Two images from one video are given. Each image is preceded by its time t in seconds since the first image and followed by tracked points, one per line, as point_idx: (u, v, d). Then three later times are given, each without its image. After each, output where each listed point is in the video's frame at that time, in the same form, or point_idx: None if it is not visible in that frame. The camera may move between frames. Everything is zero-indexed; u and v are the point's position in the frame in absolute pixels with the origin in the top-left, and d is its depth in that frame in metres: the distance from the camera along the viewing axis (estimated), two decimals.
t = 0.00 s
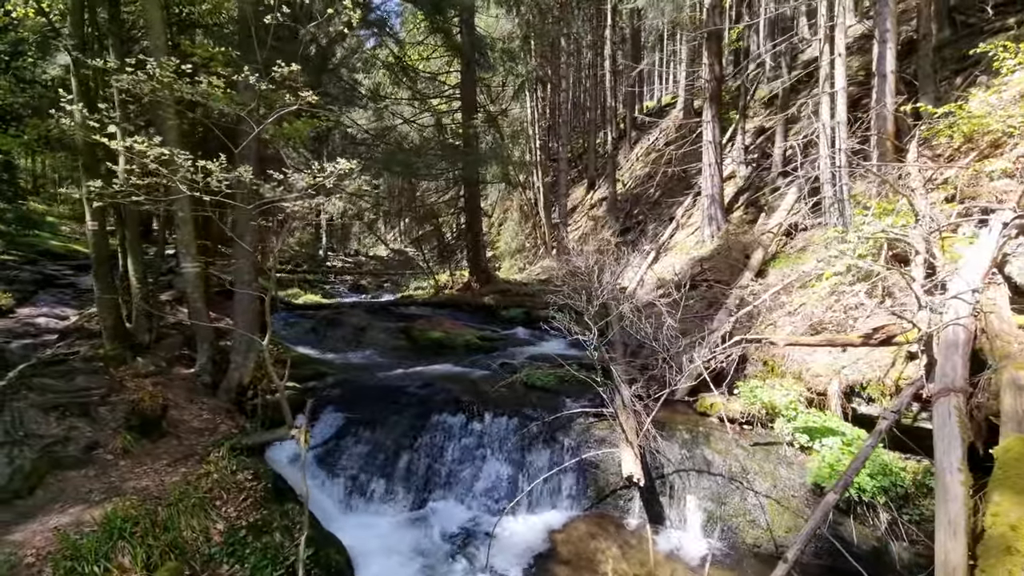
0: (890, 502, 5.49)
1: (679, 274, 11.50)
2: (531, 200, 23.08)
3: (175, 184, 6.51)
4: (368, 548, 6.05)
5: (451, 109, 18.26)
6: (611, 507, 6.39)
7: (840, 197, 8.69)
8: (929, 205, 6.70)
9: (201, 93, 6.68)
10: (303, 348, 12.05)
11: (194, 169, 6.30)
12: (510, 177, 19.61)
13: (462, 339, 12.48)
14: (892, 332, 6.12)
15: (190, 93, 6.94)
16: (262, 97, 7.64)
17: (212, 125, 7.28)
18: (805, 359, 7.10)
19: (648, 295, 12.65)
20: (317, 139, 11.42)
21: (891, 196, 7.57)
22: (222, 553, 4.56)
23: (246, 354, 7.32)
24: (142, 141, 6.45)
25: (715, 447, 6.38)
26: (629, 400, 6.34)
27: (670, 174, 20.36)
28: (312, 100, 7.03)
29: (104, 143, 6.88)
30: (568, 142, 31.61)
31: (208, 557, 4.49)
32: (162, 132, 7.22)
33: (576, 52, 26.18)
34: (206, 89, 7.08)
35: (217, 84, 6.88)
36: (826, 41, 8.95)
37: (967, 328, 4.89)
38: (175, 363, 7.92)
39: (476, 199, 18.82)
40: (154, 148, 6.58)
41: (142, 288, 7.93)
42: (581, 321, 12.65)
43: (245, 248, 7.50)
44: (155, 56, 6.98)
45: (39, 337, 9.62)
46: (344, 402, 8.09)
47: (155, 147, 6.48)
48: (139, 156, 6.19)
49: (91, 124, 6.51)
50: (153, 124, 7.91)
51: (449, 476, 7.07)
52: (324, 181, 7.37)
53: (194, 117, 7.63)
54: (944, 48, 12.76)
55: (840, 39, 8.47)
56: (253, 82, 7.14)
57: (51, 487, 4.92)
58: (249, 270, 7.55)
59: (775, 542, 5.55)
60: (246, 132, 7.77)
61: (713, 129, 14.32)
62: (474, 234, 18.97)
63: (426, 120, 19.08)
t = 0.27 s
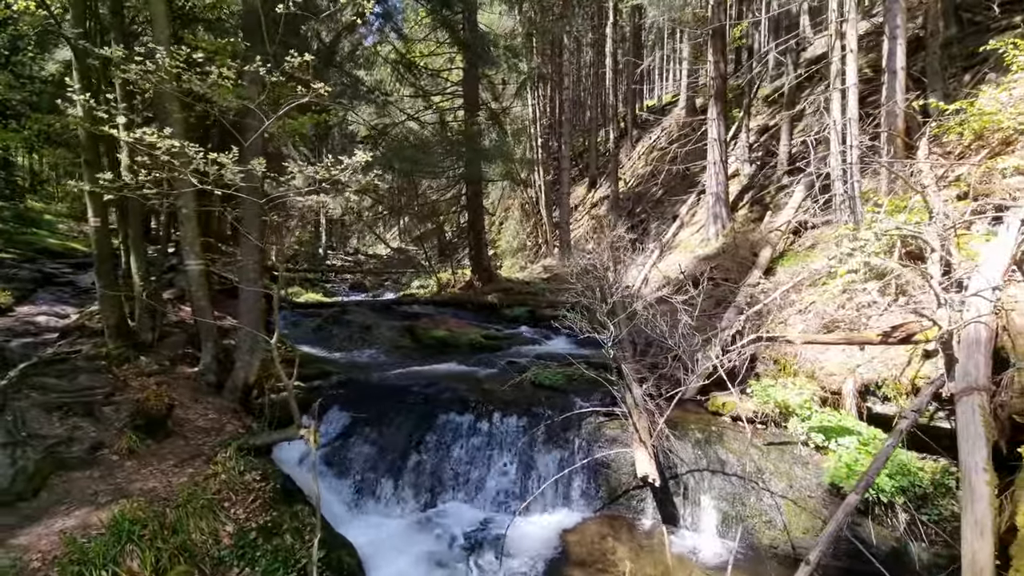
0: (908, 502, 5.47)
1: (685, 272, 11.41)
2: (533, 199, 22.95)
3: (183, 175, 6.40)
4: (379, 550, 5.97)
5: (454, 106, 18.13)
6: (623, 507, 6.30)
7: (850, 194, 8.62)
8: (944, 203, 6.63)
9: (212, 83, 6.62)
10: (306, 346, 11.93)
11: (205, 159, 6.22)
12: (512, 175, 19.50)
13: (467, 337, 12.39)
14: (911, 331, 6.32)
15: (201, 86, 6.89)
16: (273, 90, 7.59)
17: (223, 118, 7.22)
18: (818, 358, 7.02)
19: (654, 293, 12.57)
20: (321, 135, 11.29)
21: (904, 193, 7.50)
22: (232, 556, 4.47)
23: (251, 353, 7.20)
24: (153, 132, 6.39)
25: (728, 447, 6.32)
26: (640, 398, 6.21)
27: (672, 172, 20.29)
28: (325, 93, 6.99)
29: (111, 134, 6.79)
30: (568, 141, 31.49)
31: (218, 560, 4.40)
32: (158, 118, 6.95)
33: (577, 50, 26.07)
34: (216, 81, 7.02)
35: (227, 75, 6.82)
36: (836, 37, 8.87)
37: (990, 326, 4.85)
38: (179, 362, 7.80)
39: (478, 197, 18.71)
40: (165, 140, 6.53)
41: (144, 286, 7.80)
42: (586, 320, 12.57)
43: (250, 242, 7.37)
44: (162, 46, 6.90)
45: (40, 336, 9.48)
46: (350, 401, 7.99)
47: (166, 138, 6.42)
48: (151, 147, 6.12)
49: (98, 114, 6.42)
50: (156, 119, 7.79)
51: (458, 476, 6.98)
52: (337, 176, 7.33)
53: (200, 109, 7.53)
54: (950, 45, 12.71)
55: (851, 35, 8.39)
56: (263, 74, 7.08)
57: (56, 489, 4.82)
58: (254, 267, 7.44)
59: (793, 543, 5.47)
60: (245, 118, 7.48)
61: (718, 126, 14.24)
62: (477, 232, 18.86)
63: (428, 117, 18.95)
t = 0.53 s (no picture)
0: (928, 505, 5.42)
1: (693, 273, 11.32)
2: (535, 199, 22.84)
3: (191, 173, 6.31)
4: (389, 557, 5.86)
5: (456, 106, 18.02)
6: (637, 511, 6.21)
7: (861, 194, 8.54)
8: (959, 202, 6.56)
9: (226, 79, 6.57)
10: (309, 348, 11.81)
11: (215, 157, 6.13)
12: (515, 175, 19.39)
13: (471, 338, 12.27)
14: (931, 332, 5.95)
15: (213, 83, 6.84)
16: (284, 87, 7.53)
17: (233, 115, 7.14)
18: (832, 359, 6.93)
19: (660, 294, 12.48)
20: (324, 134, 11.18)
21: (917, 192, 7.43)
22: (242, 564, 4.37)
23: (257, 355, 7.08)
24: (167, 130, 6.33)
25: (743, 450, 6.25)
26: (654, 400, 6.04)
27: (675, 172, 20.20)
28: (337, 90, 6.94)
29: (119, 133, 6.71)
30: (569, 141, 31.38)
31: (228, 568, 4.29)
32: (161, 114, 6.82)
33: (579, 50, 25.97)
34: (227, 77, 6.96)
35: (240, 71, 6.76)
36: (846, 35, 8.79)
37: (1010, 329, 4.72)
38: (183, 364, 7.68)
39: (481, 197, 18.60)
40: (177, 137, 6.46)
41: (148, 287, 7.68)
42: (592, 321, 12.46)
43: (257, 242, 7.26)
44: (170, 44, 6.81)
45: (41, 338, 9.35)
46: (357, 404, 7.88)
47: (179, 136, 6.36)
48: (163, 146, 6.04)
49: (108, 111, 6.35)
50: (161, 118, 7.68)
51: (468, 480, 6.88)
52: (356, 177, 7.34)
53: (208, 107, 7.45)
54: (957, 44, 12.66)
55: (863, 33, 8.31)
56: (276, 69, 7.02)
57: (61, 495, 4.70)
58: (260, 267, 7.33)
59: (812, 549, 5.36)
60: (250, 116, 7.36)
61: (724, 126, 14.16)
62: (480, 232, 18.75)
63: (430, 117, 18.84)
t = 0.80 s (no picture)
0: (946, 506, 5.39)
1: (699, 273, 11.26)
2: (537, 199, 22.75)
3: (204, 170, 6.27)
4: (400, 561, 5.80)
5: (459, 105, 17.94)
6: (650, 513, 6.15)
7: (871, 194, 8.49)
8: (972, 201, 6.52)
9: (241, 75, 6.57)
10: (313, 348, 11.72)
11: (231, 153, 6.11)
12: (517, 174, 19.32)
13: (476, 339, 12.20)
14: (949, 332, 5.76)
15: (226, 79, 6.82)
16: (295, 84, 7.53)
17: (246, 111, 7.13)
18: (844, 360, 6.87)
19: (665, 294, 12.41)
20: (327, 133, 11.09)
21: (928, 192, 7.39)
22: (255, 568, 4.30)
23: (264, 356, 7.01)
24: (181, 126, 6.32)
25: (755, 451, 6.21)
26: (664, 401, 5.97)
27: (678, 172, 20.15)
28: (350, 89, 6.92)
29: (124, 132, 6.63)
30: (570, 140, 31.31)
31: (240, 572, 4.23)
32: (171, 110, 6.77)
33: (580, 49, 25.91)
34: (240, 72, 6.95)
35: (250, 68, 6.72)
36: (855, 33, 8.74)
37: None
38: (188, 365, 7.60)
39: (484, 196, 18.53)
40: (192, 133, 6.44)
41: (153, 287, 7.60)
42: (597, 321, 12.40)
43: (263, 241, 7.19)
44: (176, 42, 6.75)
45: (42, 339, 9.25)
46: (364, 405, 7.80)
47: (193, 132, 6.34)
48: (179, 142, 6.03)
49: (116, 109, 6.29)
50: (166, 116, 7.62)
51: (478, 482, 6.82)
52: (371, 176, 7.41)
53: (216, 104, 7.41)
54: (961, 44, 12.65)
55: (873, 32, 8.26)
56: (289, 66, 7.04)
57: (69, 499, 4.63)
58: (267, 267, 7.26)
59: (828, 552, 5.30)
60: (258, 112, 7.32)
61: (728, 125, 14.11)
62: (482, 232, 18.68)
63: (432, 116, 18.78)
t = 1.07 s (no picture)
0: (962, 506, 5.35)
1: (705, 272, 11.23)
2: (539, 199, 22.74)
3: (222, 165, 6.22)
4: (415, 563, 5.76)
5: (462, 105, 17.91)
6: (662, 514, 6.10)
7: (881, 193, 8.44)
8: (983, 199, 6.50)
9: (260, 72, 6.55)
10: (318, 348, 11.69)
11: (253, 149, 6.05)
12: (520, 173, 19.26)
13: (482, 338, 12.15)
14: (967, 332, 5.87)
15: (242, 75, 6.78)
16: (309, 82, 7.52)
17: (260, 108, 7.09)
18: (857, 358, 6.82)
19: (671, 293, 12.38)
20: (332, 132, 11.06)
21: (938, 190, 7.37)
22: (269, 571, 4.25)
23: (272, 356, 6.97)
24: (198, 121, 6.23)
25: (769, 452, 6.15)
26: (677, 401, 5.98)
27: (681, 171, 20.14)
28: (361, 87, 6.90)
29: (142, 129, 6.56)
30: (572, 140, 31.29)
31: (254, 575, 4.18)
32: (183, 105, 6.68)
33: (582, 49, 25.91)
34: (254, 69, 6.91)
35: (260, 64, 6.66)
36: (865, 33, 8.74)
37: None
38: (195, 365, 7.56)
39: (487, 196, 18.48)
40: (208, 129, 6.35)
41: (159, 287, 7.55)
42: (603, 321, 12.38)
43: (270, 239, 7.07)
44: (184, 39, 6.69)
45: (47, 339, 9.20)
46: (371, 405, 7.75)
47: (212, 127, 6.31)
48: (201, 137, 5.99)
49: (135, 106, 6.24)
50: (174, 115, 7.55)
51: (488, 483, 6.79)
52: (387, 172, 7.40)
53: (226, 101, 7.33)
54: (968, 43, 12.63)
55: (882, 30, 8.24)
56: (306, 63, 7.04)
57: (79, 500, 4.58)
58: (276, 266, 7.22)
59: (844, 553, 5.29)
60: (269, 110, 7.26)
61: (732, 125, 14.09)
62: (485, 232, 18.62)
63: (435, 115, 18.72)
